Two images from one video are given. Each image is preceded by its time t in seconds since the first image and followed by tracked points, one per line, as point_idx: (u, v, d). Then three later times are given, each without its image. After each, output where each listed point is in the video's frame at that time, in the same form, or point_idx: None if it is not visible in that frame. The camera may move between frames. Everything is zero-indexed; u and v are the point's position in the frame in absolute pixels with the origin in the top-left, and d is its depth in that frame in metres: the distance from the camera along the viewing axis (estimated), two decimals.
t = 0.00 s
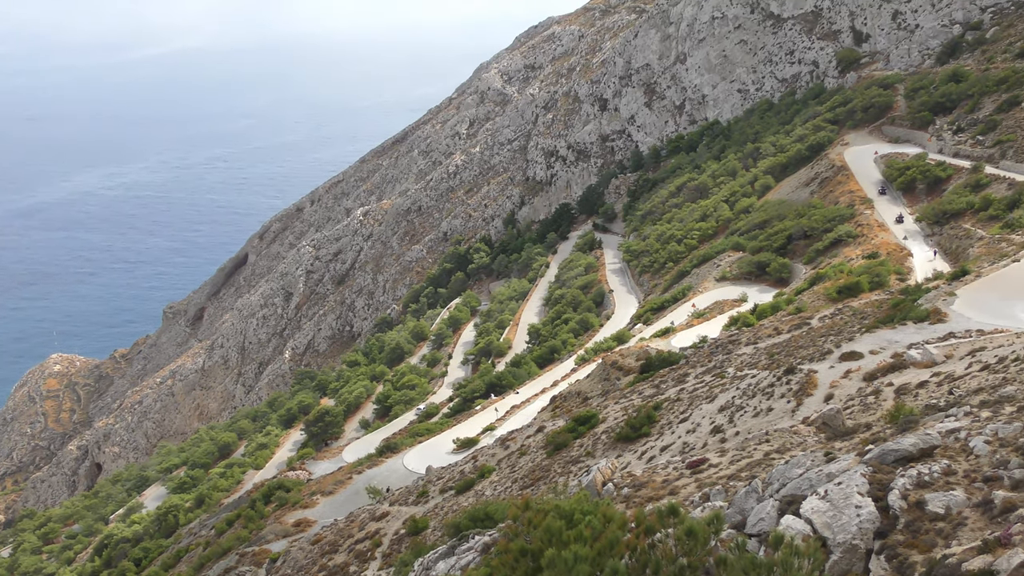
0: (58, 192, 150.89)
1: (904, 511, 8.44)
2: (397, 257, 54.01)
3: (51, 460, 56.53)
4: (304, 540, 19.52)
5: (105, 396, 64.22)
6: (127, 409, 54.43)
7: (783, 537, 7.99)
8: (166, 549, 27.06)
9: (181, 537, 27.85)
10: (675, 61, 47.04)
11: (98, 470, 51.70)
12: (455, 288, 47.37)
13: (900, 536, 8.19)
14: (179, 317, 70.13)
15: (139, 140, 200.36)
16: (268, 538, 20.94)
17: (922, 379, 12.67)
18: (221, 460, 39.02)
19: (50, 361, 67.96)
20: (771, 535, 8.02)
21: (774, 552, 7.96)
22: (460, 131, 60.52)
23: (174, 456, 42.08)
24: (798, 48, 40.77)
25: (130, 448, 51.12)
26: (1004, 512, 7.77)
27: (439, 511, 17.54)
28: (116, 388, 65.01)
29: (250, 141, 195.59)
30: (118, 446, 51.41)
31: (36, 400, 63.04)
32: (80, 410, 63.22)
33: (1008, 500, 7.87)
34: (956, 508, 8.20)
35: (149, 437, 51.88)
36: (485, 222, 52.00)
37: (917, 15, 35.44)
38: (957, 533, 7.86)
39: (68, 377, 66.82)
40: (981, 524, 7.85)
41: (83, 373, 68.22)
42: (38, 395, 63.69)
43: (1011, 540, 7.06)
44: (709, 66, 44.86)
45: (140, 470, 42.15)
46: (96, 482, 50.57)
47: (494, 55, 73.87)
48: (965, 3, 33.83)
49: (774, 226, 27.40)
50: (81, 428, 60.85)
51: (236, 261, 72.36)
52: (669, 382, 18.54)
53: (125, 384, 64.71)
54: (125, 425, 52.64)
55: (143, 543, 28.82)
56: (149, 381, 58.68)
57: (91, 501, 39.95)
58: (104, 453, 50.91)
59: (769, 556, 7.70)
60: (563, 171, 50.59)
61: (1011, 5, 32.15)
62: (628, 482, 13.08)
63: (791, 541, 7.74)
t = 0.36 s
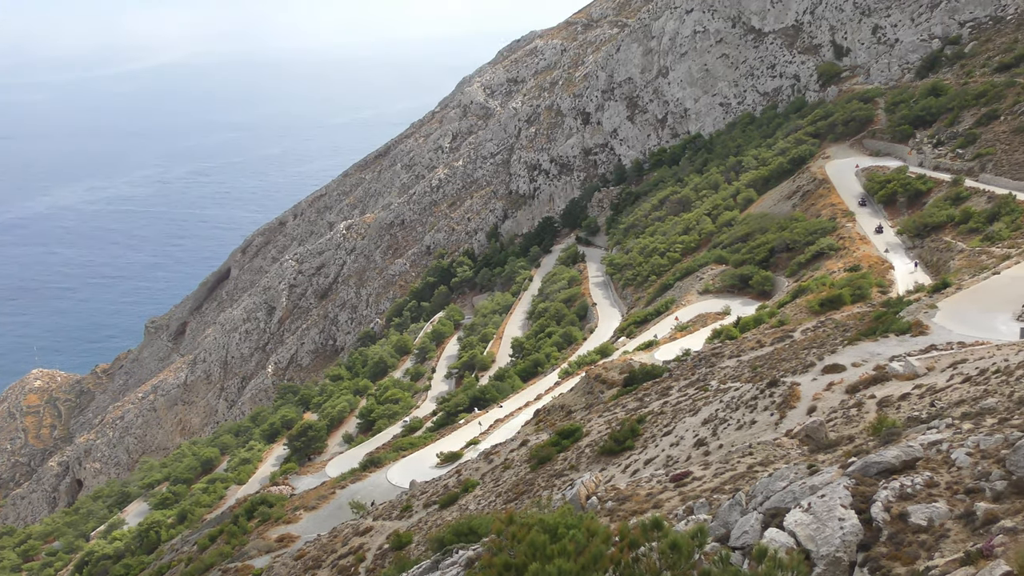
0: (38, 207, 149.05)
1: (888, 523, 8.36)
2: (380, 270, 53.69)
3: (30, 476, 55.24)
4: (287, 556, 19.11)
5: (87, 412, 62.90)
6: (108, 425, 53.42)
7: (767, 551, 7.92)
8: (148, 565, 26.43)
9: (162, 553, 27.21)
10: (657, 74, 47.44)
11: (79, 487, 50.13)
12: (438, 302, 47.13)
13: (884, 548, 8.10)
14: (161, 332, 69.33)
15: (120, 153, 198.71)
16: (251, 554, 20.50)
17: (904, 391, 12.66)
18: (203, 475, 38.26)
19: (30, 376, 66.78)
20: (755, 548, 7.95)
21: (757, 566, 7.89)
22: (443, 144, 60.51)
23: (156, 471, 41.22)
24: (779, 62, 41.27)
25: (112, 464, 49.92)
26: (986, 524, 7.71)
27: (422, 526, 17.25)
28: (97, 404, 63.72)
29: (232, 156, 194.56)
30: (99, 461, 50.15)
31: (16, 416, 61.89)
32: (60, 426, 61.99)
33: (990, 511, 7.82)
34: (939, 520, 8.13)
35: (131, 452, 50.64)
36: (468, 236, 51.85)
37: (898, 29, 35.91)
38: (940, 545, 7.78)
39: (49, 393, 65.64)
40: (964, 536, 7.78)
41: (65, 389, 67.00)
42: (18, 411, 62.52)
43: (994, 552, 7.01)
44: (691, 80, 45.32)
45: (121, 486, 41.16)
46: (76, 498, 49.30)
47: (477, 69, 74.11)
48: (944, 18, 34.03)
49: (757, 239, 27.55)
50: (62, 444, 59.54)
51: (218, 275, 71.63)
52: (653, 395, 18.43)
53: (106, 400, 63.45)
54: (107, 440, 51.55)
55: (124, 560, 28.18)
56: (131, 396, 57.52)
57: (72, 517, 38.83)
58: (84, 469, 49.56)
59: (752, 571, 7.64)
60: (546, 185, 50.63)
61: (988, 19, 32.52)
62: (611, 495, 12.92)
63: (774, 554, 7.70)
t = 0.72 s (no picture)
0: (14, 221, 146.80)
1: (868, 536, 8.30)
2: (362, 284, 53.31)
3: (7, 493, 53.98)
4: (268, 572, 18.70)
5: (66, 427, 61.44)
6: (88, 440, 52.19)
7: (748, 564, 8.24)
8: None
9: (140, 570, 26.55)
10: (637, 88, 47.77)
11: (57, 502, 48.96)
12: (419, 315, 46.84)
13: (865, 561, 8.02)
14: (141, 346, 68.17)
15: (98, 167, 196.55)
16: (231, 570, 20.03)
17: (884, 404, 12.64)
18: (183, 491, 37.48)
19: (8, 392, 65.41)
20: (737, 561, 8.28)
21: None
22: (424, 158, 60.40)
23: (135, 486, 40.32)
24: (759, 76, 41.75)
25: (91, 479, 48.68)
26: (966, 535, 7.67)
27: (403, 540, 16.96)
28: (76, 419, 62.52)
29: (212, 169, 193.19)
30: (78, 477, 48.76)
31: None
32: (39, 441, 60.62)
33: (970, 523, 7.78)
34: (919, 532, 8.07)
35: (111, 467, 49.54)
36: (450, 249, 51.64)
37: (875, 43, 36.46)
38: (920, 557, 7.70)
39: (27, 408, 64.37)
40: (943, 548, 7.72)
41: (43, 404, 65.47)
42: None
43: (974, 565, 6.98)
44: (672, 94, 45.71)
45: (100, 501, 40.13)
46: (55, 514, 48.15)
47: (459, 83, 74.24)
48: (921, 33, 34.47)
49: (737, 252, 27.70)
50: (40, 459, 58.07)
51: (198, 289, 70.77)
52: (634, 409, 18.30)
53: (86, 414, 62.28)
54: (85, 455, 50.27)
55: None
56: (111, 411, 56.24)
57: (50, 533, 37.82)
58: (63, 485, 48.23)
59: None
60: (528, 198, 50.63)
61: (964, 34, 32.93)
62: (593, 509, 12.75)
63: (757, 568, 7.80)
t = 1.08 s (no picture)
0: None
1: (849, 548, 8.29)
2: (343, 299, 52.89)
3: None
4: None
5: (43, 443, 60.50)
6: (66, 456, 51.51)
7: None
8: None
9: None
10: (618, 103, 48.15)
11: (36, 519, 48.37)
12: (401, 330, 46.48)
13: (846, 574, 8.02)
14: (120, 361, 66.82)
15: (76, 181, 194.38)
16: None
17: (865, 417, 12.64)
18: (163, 507, 36.55)
19: None
20: None
21: None
22: (405, 172, 60.23)
23: (114, 503, 38.74)
24: (739, 91, 42.30)
25: (69, 496, 47.99)
26: (946, 548, 7.68)
27: (385, 555, 16.68)
28: (55, 434, 61.36)
29: (192, 184, 191.64)
30: (56, 493, 48.22)
31: None
32: (16, 459, 59.83)
33: (949, 536, 7.80)
34: (900, 544, 8.07)
35: (89, 483, 48.82)
36: (431, 264, 51.40)
37: (854, 60, 36.99)
38: (902, 570, 7.69)
39: (4, 425, 63.46)
40: (924, 560, 7.72)
41: (20, 421, 64.34)
42: None
43: None
44: (653, 109, 46.09)
45: (79, 518, 39.06)
46: (32, 531, 47.77)
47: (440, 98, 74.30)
48: (899, 49, 34.91)
49: (718, 266, 27.85)
50: (17, 476, 57.22)
51: (179, 304, 69.76)
52: (616, 423, 18.19)
53: (65, 430, 61.08)
54: (63, 472, 49.61)
55: None
56: (90, 426, 55.46)
57: (26, 552, 37.06)
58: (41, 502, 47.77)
59: None
60: (509, 213, 50.59)
61: (941, 49, 33.28)
62: (575, 522, 12.59)
63: None
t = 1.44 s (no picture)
0: None
1: (833, 562, 8.21)
2: (326, 314, 52.45)
3: None
4: None
5: (23, 461, 59.32)
6: (46, 473, 50.42)
7: None
8: None
9: None
10: (601, 117, 48.44)
11: (14, 537, 48.13)
12: (384, 345, 46.11)
13: None
14: (102, 377, 65.49)
15: (56, 196, 192.27)
16: None
17: (847, 429, 12.62)
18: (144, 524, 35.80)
19: None
20: None
21: None
22: (388, 187, 60.04)
23: (96, 520, 37.78)
24: (721, 105, 42.65)
25: (49, 514, 47.05)
26: (929, 560, 7.63)
27: (368, 571, 16.40)
28: (35, 452, 60.24)
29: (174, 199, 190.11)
30: (36, 511, 47.37)
31: None
32: None
33: (933, 548, 7.75)
34: (883, 557, 8.01)
35: (69, 501, 47.74)
36: (414, 278, 51.15)
37: (834, 73, 37.41)
38: None
39: None
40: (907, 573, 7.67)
41: (0, 439, 63.60)
42: None
43: None
44: (635, 123, 46.37)
45: (59, 535, 38.12)
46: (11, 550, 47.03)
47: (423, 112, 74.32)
48: (879, 62, 35.35)
49: (701, 279, 27.94)
50: None
51: (161, 320, 68.83)
52: (600, 437, 18.05)
53: (45, 447, 59.92)
54: (43, 489, 48.68)
55: None
56: (70, 443, 54.32)
57: (5, 571, 35.94)
58: (21, 520, 46.88)
59: None
60: (492, 228, 50.48)
61: (920, 64, 33.74)
62: (559, 537, 12.42)
63: None
